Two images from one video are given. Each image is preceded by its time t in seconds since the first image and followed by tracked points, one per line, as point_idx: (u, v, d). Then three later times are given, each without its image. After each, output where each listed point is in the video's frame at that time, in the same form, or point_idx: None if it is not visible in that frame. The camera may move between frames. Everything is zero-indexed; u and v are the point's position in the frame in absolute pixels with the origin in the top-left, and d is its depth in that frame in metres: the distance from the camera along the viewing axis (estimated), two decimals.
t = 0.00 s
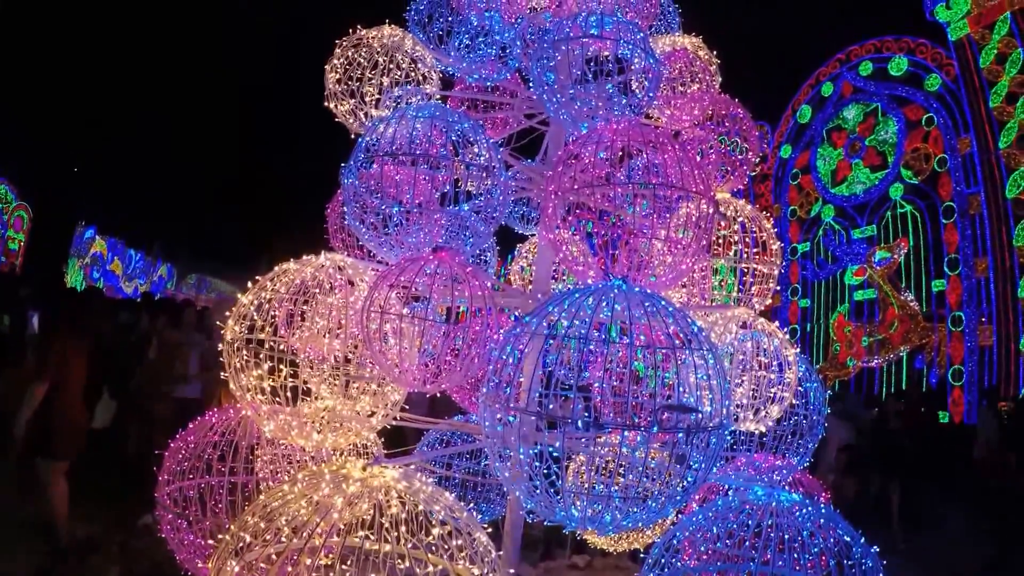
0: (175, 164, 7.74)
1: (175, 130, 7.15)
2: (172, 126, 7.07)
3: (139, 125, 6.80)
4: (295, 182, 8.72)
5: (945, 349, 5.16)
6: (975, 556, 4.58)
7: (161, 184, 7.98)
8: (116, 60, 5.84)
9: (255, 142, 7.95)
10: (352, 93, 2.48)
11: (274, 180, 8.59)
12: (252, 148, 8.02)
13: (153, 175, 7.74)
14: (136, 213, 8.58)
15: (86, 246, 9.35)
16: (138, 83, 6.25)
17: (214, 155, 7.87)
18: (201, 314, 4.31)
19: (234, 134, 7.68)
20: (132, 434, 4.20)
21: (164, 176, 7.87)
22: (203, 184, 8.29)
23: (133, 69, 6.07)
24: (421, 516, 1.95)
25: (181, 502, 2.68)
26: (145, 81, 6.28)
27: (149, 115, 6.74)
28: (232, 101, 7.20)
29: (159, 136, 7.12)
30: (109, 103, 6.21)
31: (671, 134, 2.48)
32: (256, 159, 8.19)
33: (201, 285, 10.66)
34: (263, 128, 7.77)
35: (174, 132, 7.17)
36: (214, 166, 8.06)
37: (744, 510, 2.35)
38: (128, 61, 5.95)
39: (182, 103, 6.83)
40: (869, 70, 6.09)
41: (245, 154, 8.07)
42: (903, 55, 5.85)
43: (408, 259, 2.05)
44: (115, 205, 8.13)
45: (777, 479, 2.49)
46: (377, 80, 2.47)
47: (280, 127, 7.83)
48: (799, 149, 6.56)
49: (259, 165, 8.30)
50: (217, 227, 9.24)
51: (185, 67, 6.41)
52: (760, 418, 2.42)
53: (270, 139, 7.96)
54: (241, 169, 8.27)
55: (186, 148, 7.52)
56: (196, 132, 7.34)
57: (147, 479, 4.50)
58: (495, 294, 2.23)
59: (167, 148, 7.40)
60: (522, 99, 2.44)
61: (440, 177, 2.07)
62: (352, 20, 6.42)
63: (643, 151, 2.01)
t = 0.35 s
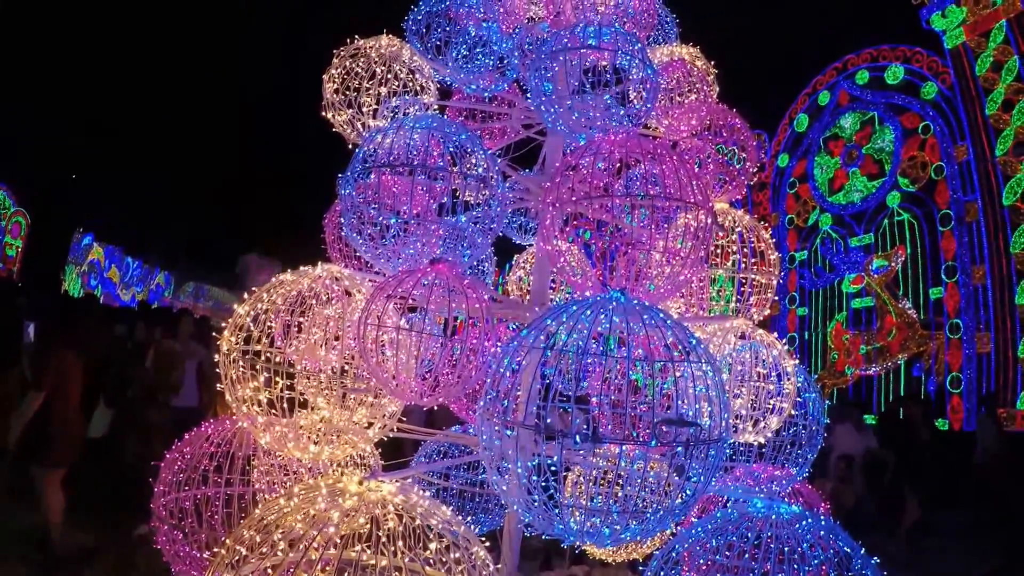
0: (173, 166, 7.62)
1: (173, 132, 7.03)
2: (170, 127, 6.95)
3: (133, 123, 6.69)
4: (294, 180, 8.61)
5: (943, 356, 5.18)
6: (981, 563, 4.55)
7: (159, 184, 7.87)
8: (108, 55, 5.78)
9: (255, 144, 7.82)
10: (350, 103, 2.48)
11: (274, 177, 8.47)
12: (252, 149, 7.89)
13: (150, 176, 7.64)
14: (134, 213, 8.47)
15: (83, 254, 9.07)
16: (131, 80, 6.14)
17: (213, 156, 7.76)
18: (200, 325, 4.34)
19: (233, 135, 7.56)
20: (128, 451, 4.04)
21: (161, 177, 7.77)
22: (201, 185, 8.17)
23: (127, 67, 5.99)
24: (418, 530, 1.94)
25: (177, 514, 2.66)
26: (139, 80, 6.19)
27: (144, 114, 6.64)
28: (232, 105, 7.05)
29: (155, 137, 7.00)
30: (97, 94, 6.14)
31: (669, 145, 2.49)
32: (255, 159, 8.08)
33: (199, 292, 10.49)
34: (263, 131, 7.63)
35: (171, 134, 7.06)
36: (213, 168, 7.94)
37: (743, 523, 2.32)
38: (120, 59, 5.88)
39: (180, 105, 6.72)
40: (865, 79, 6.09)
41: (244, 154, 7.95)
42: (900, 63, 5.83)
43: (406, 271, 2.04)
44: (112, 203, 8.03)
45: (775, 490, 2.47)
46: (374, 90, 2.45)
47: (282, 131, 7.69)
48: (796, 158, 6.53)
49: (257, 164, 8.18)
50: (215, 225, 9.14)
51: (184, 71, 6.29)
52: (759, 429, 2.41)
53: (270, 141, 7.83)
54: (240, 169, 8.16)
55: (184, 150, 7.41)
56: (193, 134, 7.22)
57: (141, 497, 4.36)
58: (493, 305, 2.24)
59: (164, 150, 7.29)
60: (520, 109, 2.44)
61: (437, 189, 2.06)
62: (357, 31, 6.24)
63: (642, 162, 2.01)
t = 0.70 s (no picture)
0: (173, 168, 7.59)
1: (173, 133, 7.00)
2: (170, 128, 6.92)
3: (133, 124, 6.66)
4: (294, 179, 8.59)
5: (940, 361, 5.17)
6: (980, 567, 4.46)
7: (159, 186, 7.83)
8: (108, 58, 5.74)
9: (255, 145, 7.80)
10: (346, 109, 2.47)
11: (273, 176, 8.43)
12: (252, 150, 7.87)
13: (150, 177, 7.60)
14: (133, 215, 8.41)
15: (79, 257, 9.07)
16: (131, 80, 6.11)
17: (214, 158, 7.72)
18: (195, 330, 4.37)
19: (232, 137, 7.53)
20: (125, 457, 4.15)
21: (162, 179, 7.72)
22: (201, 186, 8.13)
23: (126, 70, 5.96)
24: (414, 540, 1.93)
25: (171, 522, 2.64)
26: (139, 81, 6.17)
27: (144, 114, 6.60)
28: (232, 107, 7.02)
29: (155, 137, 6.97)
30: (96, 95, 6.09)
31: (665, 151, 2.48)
32: (255, 159, 8.05)
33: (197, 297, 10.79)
34: (263, 131, 7.61)
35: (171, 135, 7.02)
36: (214, 170, 7.90)
37: (741, 532, 2.31)
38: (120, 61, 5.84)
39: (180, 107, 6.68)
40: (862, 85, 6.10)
41: (245, 155, 7.92)
42: (895, 70, 5.85)
43: (402, 279, 2.06)
44: (111, 205, 7.98)
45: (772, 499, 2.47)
46: (372, 96, 2.46)
47: (282, 131, 7.67)
48: (793, 164, 6.52)
49: (257, 164, 8.15)
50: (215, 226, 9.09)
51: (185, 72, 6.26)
52: (756, 438, 2.41)
53: (271, 140, 7.81)
54: (240, 170, 8.13)
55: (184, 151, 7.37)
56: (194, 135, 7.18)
57: (138, 502, 4.48)
58: (490, 313, 2.23)
59: (164, 151, 7.26)
60: (517, 116, 2.44)
61: (434, 196, 2.05)
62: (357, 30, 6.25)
63: (639, 169, 2.01)
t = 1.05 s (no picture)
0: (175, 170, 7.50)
1: (173, 135, 6.93)
2: (170, 131, 6.86)
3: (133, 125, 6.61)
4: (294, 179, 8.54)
5: (938, 366, 5.20)
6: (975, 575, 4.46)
7: (159, 188, 7.76)
8: (106, 57, 5.70)
9: (255, 146, 7.74)
10: (344, 117, 2.46)
11: (273, 176, 8.38)
12: (252, 150, 7.79)
13: (150, 179, 7.52)
14: (131, 216, 8.30)
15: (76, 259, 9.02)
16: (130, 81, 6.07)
17: (214, 160, 7.66)
18: (192, 335, 4.32)
19: (232, 139, 7.47)
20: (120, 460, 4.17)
21: (162, 182, 7.64)
22: (201, 188, 8.06)
23: (126, 70, 5.93)
24: (408, 551, 1.93)
25: (165, 529, 2.63)
26: (139, 82, 6.13)
27: (143, 116, 6.55)
28: (232, 107, 6.96)
29: (155, 139, 6.90)
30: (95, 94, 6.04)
31: (663, 160, 2.47)
32: (255, 159, 7.98)
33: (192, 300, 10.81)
34: (265, 131, 7.54)
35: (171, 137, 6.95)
36: (214, 170, 7.82)
37: (738, 543, 2.31)
38: (119, 62, 5.80)
39: (180, 108, 6.63)
40: (858, 91, 6.10)
41: (246, 156, 7.86)
42: (890, 76, 5.88)
43: (399, 289, 2.04)
44: (110, 206, 7.91)
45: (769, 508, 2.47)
46: (370, 103, 2.45)
47: (282, 132, 7.62)
48: (789, 170, 6.54)
49: (257, 165, 8.09)
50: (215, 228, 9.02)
51: (185, 73, 6.21)
52: (755, 447, 2.44)
53: (271, 142, 7.75)
54: (240, 169, 8.06)
55: (184, 154, 7.30)
56: (193, 137, 7.12)
57: (132, 507, 4.39)
58: (485, 322, 2.23)
59: (164, 152, 7.16)
60: (514, 124, 2.43)
61: (431, 204, 2.05)
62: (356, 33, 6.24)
63: (636, 177, 2.00)
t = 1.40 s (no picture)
0: (174, 169, 7.33)
1: (170, 134, 6.78)
2: (167, 129, 6.70)
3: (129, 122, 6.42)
4: (293, 182, 8.34)
5: (935, 380, 5.13)
6: None
7: (155, 188, 7.54)
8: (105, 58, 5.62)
9: (256, 148, 7.54)
10: (342, 132, 2.44)
11: (272, 178, 8.16)
12: (252, 151, 7.59)
13: (145, 178, 7.32)
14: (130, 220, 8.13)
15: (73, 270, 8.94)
16: (128, 79, 5.94)
17: (212, 160, 7.46)
18: (188, 348, 4.30)
19: (230, 139, 7.27)
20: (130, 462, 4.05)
21: (157, 181, 7.44)
22: (198, 188, 7.83)
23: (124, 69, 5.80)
24: (404, 569, 1.92)
25: (158, 544, 2.60)
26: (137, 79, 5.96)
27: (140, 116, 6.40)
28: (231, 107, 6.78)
29: (153, 138, 6.74)
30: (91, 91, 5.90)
31: (659, 175, 2.47)
32: (256, 159, 7.74)
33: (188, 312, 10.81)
34: (265, 133, 7.34)
35: (167, 137, 6.81)
36: (213, 171, 7.65)
37: (737, 561, 2.30)
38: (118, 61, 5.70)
39: (178, 107, 6.48)
40: (853, 105, 6.12)
41: (245, 158, 7.65)
42: (886, 90, 5.87)
43: (395, 306, 2.05)
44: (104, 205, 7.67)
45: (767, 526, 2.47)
46: (367, 119, 2.43)
47: (282, 134, 7.44)
48: (785, 185, 6.54)
49: (255, 167, 7.87)
50: (209, 229, 8.79)
51: (184, 72, 6.09)
52: (752, 464, 2.39)
53: (271, 144, 7.56)
54: (241, 171, 7.87)
55: (181, 153, 7.12)
56: (190, 137, 6.96)
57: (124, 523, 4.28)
58: (481, 338, 2.23)
59: (162, 152, 7.00)
60: (511, 140, 2.45)
61: (427, 221, 2.04)
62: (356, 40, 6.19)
63: (635, 195, 2.00)
